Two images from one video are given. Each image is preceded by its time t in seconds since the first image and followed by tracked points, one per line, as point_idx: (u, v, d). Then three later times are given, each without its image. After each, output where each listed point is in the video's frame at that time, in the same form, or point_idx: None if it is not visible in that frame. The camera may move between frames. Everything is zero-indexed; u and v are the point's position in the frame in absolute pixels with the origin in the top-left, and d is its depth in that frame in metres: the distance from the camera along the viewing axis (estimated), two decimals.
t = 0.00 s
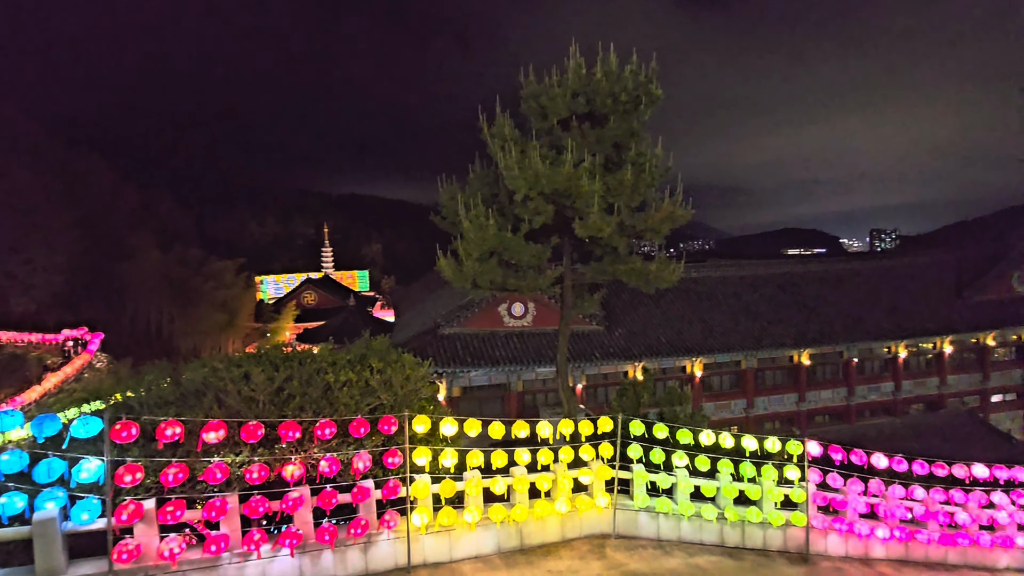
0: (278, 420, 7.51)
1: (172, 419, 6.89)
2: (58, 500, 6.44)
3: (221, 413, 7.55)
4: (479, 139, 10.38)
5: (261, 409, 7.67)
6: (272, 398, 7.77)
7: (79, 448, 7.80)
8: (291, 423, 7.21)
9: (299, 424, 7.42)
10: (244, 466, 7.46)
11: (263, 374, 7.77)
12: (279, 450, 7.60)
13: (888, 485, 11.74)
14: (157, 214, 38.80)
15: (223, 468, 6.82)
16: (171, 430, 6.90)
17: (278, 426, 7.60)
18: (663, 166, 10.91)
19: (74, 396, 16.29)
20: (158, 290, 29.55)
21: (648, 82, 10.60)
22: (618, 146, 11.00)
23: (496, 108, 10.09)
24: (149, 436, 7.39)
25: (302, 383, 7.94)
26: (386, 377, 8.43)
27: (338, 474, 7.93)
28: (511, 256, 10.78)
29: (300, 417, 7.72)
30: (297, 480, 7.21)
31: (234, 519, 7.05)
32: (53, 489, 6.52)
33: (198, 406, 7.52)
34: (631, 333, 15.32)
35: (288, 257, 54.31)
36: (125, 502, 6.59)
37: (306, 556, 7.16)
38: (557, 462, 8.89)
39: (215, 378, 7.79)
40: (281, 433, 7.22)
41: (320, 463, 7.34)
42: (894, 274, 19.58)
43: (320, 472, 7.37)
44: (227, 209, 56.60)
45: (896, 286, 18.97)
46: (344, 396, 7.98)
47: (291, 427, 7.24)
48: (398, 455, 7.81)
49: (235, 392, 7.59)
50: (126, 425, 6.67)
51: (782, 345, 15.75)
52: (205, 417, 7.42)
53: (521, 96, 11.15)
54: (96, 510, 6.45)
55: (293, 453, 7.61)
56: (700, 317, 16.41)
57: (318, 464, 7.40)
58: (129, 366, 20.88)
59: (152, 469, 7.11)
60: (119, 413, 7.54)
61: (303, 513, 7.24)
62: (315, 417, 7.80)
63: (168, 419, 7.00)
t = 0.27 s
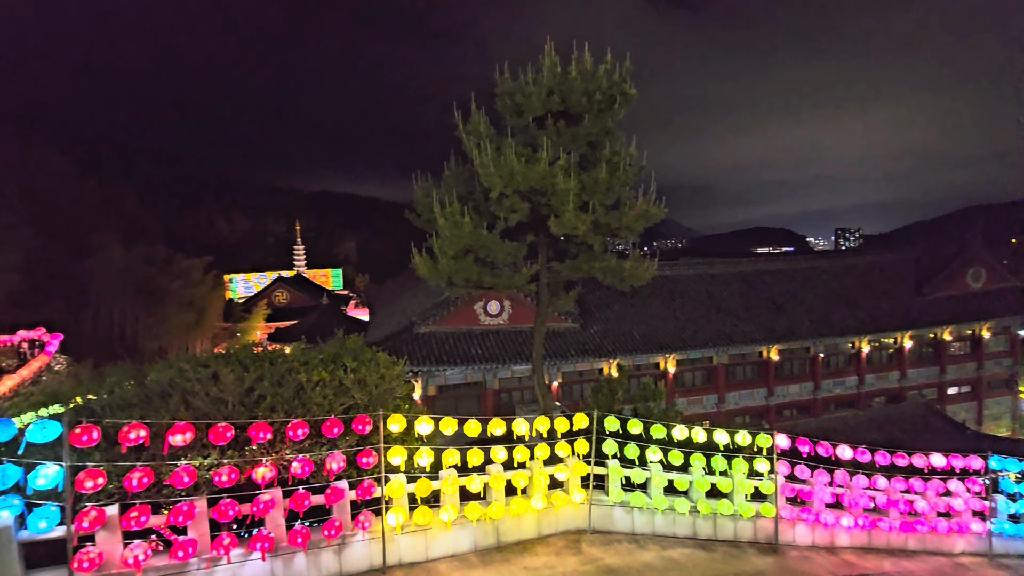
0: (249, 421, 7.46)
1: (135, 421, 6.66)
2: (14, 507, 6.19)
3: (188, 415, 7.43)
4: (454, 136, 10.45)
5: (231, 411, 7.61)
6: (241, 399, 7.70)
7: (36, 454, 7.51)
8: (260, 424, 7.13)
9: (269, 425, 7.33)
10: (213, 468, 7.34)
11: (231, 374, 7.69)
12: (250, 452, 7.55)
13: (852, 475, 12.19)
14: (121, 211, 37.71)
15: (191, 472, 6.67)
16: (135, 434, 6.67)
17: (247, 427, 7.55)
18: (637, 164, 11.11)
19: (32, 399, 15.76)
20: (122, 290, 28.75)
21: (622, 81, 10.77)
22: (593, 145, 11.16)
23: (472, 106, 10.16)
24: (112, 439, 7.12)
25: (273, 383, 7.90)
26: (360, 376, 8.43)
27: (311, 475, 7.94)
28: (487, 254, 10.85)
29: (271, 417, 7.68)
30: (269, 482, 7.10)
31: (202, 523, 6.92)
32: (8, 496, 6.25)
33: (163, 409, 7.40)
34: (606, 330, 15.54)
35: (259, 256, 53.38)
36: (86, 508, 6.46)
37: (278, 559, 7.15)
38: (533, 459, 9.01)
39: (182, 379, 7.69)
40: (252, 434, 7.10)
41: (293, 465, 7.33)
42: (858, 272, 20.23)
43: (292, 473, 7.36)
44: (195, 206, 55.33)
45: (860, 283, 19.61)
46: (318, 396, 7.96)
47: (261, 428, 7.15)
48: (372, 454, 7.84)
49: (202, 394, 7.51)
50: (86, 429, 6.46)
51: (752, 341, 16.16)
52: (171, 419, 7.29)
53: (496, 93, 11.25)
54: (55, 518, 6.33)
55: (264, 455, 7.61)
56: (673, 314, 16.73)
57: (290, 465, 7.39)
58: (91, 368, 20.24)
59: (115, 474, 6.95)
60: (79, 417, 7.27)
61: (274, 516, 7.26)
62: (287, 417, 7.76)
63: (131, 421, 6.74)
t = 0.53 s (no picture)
0: (211, 426, 7.38)
1: (87, 429, 6.48)
2: None
3: (145, 421, 7.20)
4: (424, 134, 10.49)
5: (192, 415, 7.48)
6: (202, 403, 7.58)
7: None
8: (220, 430, 6.97)
9: (232, 429, 7.19)
10: (172, 476, 7.22)
11: (192, 377, 7.51)
12: (212, 457, 7.50)
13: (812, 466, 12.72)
14: (74, 209, 36.37)
15: (147, 480, 6.48)
16: (87, 441, 6.48)
17: (209, 432, 7.43)
18: (605, 164, 11.33)
19: None
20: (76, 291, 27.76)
21: (590, 81, 10.96)
22: (562, 144, 11.34)
23: (441, 104, 10.23)
24: (61, 449, 6.96)
25: (237, 386, 7.82)
26: (327, 378, 8.47)
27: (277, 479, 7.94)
28: (457, 253, 10.92)
29: (235, 421, 7.62)
30: (231, 487, 6.99)
31: (161, 533, 6.79)
32: None
33: (117, 415, 7.14)
34: (576, 328, 15.78)
35: (223, 255, 52.16)
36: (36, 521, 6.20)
37: (243, 567, 7.05)
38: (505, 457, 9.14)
39: (138, 384, 7.46)
40: (213, 440, 6.96)
41: (257, 469, 7.18)
42: (817, 270, 20.98)
43: (257, 478, 7.22)
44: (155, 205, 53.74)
45: (818, 281, 20.35)
46: (283, 399, 7.96)
47: (222, 434, 7.00)
48: (341, 457, 7.76)
49: (161, 397, 7.31)
50: (34, 438, 6.20)
51: (717, 338, 16.63)
52: (127, 425, 7.06)
53: (466, 91, 11.34)
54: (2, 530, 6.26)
55: (226, 460, 7.57)
56: (641, 312, 17.08)
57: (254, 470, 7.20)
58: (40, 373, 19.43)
59: (65, 485, 6.78)
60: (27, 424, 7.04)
61: (237, 523, 7.21)
62: (250, 421, 7.73)
63: (82, 428, 6.54)
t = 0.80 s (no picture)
0: (176, 430, 7.08)
1: (44, 437, 6.14)
2: None
3: (107, 427, 7.02)
4: (397, 132, 10.49)
5: (156, 421, 7.23)
6: (167, 408, 7.35)
7: None
8: (189, 435, 6.89)
9: (200, 433, 7.11)
10: (136, 483, 6.90)
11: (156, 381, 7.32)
12: (179, 463, 7.20)
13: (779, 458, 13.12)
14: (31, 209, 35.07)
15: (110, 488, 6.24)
16: (44, 450, 6.14)
17: (175, 437, 7.14)
18: (579, 164, 11.46)
19: None
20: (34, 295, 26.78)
21: (564, 81, 11.07)
22: (536, 144, 11.46)
23: (415, 102, 10.24)
24: (16, 457, 6.82)
25: (204, 389, 7.58)
26: (299, 381, 8.35)
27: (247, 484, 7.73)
28: (431, 252, 10.93)
29: (202, 426, 7.32)
30: (198, 494, 6.81)
31: (124, 544, 6.53)
32: None
33: (78, 422, 7.00)
34: (551, 327, 15.91)
35: (189, 256, 50.95)
36: None
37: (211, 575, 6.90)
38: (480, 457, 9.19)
39: (100, 390, 7.28)
40: (180, 446, 6.89)
41: (226, 475, 6.97)
42: (783, 268, 21.54)
43: (225, 484, 7.00)
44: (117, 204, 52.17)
45: (785, 279, 20.90)
46: (253, 402, 7.71)
47: (190, 440, 6.92)
48: (313, 461, 7.75)
49: (123, 403, 7.11)
50: None
51: (688, 335, 16.96)
52: (88, 432, 6.88)
53: (439, 90, 11.38)
54: None
55: (194, 465, 7.28)
56: (615, 310, 17.31)
57: (223, 475, 7.04)
58: None
59: (19, 495, 6.46)
60: None
61: (206, 530, 6.98)
62: (218, 425, 7.46)
63: (38, 436, 6.20)
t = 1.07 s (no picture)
0: (136, 438, 6.69)
1: None
2: None
3: (60, 436, 6.60)
4: (367, 131, 10.52)
5: (114, 428, 6.81)
6: (126, 414, 6.96)
7: None
8: (149, 442, 6.55)
9: (163, 440, 6.77)
10: (93, 493, 6.54)
11: (114, 386, 6.92)
12: (139, 472, 6.94)
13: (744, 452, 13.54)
14: None
15: (64, 499, 5.97)
16: None
17: (136, 444, 6.83)
18: (550, 163, 11.58)
19: None
20: None
21: (535, 81, 11.17)
22: (508, 143, 11.55)
23: (385, 100, 10.25)
24: None
25: (166, 394, 7.20)
26: (266, 383, 8.01)
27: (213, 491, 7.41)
28: (402, 251, 10.95)
29: (164, 432, 7.01)
30: (160, 503, 6.64)
31: (80, 556, 6.27)
32: None
33: (30, 431, 6.60)
34: (523, 326, 16.03)
35: (151, 257, 49.51)
36: None
37: None
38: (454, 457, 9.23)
39: (52, 396, 6.90)
40: (141, 454, 6.55)
41: (190, 482, 6.74)
42: (748, 267, 22.12)
43: (189, 492, 6.77)
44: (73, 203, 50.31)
45: (750, 277, 21.48)
46: (218, 406, 7.39)
47: (151, 447, 6.57)
48: (281, 465, 7.46)
49: (78, 410, 6.69)
50: None
51: (658, 333, 17.29)
52: (40, 441, 6.48)
53: (409, 88, 11.42)
54: None
55: (155, 473, 7.03)
56: (587, 309, 17.54)
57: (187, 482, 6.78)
58: None
59: None
60: None
61: (168, 541, 6.82)
62: (182, 431, 7.13)
63: None
